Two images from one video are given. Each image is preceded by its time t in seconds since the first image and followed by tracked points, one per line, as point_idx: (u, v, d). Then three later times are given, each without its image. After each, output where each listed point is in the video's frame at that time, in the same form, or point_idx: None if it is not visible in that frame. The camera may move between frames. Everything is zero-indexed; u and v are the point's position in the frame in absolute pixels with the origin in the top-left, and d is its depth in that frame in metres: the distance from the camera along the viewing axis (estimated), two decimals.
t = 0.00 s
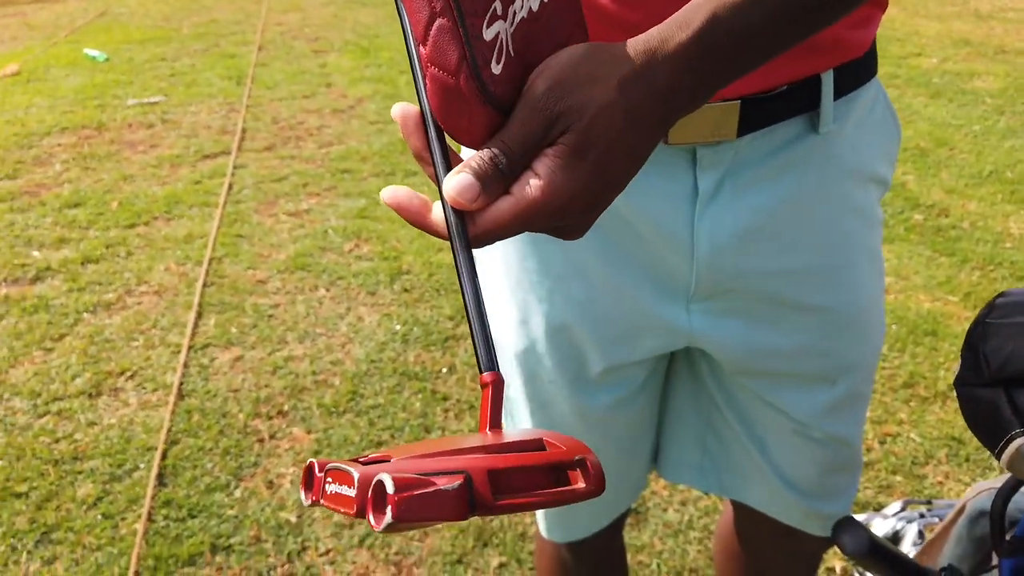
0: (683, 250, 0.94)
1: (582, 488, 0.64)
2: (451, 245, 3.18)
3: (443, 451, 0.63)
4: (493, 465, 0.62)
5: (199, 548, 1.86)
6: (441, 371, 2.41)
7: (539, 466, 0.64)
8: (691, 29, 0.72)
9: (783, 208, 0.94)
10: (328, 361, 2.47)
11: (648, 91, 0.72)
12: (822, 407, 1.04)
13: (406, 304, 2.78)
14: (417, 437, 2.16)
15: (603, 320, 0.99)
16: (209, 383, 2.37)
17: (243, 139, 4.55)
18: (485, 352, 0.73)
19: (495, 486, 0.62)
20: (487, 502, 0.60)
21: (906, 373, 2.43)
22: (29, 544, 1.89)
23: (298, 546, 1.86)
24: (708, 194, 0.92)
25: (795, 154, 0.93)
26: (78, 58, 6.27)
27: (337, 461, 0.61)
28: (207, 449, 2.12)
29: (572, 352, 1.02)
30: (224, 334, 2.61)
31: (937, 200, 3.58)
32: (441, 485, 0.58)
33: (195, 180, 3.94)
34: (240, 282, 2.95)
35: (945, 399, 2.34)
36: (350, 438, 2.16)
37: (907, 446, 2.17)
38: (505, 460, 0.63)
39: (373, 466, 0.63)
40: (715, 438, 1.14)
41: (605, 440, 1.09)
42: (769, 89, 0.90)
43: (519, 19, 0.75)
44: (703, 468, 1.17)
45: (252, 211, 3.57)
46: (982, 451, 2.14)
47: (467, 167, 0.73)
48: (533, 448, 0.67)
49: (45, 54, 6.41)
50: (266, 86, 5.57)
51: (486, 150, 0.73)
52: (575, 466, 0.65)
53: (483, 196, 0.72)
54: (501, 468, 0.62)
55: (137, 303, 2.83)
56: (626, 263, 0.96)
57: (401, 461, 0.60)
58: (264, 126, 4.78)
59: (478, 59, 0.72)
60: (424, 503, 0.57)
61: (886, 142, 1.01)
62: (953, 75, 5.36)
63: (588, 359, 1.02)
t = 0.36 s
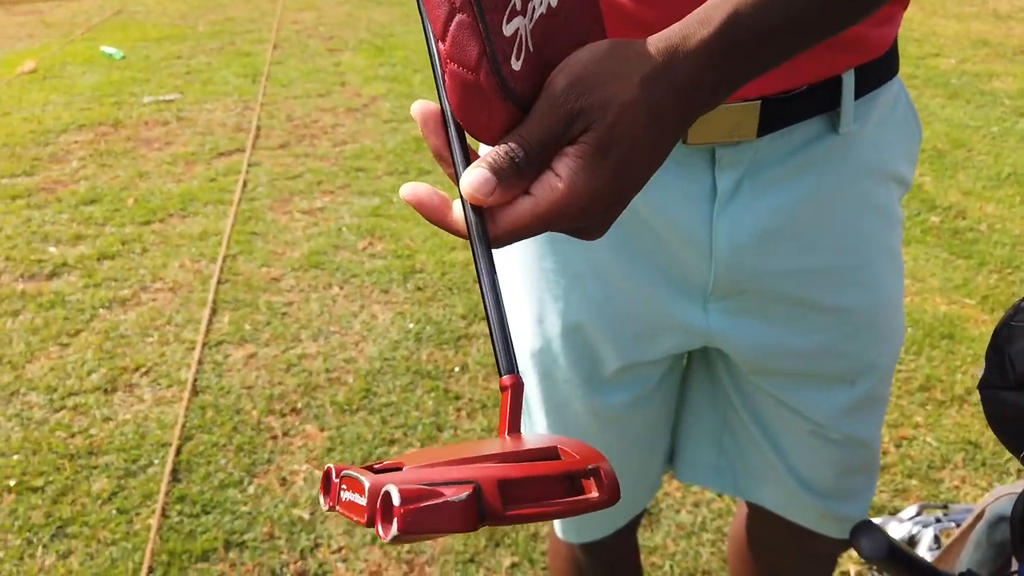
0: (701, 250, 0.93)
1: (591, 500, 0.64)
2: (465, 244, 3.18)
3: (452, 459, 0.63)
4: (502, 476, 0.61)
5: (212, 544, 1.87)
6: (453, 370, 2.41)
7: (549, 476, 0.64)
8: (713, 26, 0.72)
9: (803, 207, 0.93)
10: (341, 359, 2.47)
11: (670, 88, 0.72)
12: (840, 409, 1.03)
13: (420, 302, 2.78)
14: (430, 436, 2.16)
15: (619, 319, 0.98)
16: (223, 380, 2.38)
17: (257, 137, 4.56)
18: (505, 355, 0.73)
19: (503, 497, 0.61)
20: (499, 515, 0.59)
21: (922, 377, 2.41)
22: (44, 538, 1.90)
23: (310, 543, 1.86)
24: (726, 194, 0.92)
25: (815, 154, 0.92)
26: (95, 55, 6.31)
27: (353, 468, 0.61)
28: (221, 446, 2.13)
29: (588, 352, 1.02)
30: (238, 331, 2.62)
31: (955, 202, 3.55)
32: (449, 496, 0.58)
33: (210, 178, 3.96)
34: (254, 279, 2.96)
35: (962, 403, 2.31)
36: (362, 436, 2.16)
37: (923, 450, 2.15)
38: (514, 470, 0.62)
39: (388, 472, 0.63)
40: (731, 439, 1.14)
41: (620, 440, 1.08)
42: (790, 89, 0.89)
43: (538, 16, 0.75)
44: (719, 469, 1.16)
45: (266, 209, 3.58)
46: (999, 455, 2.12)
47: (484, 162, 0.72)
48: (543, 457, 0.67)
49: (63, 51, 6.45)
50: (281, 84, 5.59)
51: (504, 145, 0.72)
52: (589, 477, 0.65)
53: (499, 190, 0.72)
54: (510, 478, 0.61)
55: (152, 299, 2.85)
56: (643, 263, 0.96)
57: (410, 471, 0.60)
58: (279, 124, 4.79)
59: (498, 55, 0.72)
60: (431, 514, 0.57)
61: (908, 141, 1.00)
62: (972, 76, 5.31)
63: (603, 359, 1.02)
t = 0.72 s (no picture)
0: (721, 244, 0.93)
1: (632, 492, 0.63)
2: (478, 242, 3.17)
3: (488, 453, 0.62)
4: (540, 469, 0.61)
5: (227, 538, 1.87)
6: (467, 367, 2.41)
7: (588, 468, 0.63)
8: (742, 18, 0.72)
9: (824, 201, 0.92)
10: (355, 355, 2.48)
11: (697, 79, 0.71)
12: (860, 405, 1.02)
13: (433, 300, 2.78)
14: (443, 433, 2.16)
15: (638, 313, 0.98)
16: (237, 375, 2.39)
17: (272, 134, 4.58)
18: (538, 348, 0.72)
19: (542, 489, 0.61)
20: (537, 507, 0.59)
21: (939, 378, 2.39)
22: (61, 529, 1.91)
23: (324, 538, 1.87)
24: (746, 187, 0.91)
25: (836, 148, 0.91)
26: (112, 53, 6.35)
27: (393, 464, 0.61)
28: (235, 440, 2.14)
29: (605, 347, 1.02)
30: (253, 327, 2.63)
31: (972, 204, 3.52)
32: (487, 488, 0.58)
33: (225, 175, 3.98)
34: (269, 275, 2.97)
35: (979, 405, 2.29)
36: (376, 432, 2.16)
37: (939, 452, 2.13)
38: (552, 463, 0.62)
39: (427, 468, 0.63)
40: (748, 435, 1.13)
41: (637, 435, 1.08)
42: (813, 82, 0.88)
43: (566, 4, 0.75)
44: (736, 466, 1.16)
45: (281, 206, 3.60)
46: (1017, 458, 2.10)
47: (510, 146, 0.72)
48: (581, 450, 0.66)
49: (81, 49, 6.50)
50: (295, 83, 5.61)
51: (531, 130, 0.73)
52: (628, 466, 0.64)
53: (524, 175, 0.72)
54: (548, 471, 0.61)
55: (168, 295, 2.86)
56: (662, 256, 0.95)
57: (448, 463, 0.60)
58: (293, 122, 4.81)
59: (527, 39, 0.73)
60: (470, 505, 0.57)
61: (930, 135, 0.99)
62: (990, 77, 5.26)
63: (621, 353, 1.01)
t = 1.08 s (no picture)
0: (730, 237, 0.94)
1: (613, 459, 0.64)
2: (490, 241, 3.19)
3: (479, 424, 0.65)
4: (520, 436, 0.63)
5: (240, 531, 1.90)
6: (477, 365, 2.42)
7: (575, 436, 0.65)
8: None
9: (833, 195, 0.93)
10: (367, 351, 2.50)
11: (705, 55, 0.73)
12: (868, 400, 1.03)
13: (444, 297, 2.80)
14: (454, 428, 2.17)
15: (647, 305, 1.00)
16: (251, 371, 2.42)
17: (286, 134, 4.61)
18: (552, 323, 0.75)
19: (529, 457, 0.62)
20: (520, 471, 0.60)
21: (949, 378, 2.39)
22: (76, 521, 1.94)
23: (336, 531, 1.89)
24: (755, 181, 0.93)
25: (846, 141, 0.92)
26: (129, 53, 6.41)
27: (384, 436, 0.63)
28: (249, 434, 2.17)
29: (614, 339, 1.03)
30: (267, 323, 2.66)
31: (984, 205, 3.50)
32: (468, 454, 0.60)
33: (240, 173, 4.01)
34: (283, 273, 3.00)
35: (990, 405, 2.29)
36: (388, 428, 2.18)
37: (950, 452, 2.13)
38: (536, 430, 0.64)
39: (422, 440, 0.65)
40: (757, 428, 1.14)
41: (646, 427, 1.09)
42: (823, 76, 0.89)
43: None
44: (745, 460, 1.17)
45: (295, 204, 3.63)
46: None
47: (520, 123, 0.72)
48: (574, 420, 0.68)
49: (98, 49, 6.57)
50: (310, 83, 5.65)
51: (541, 105, 0.73)
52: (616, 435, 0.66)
53: (536, 152, 0.72)
54: (530, 438, 0.63)
55: (183, 291, 2.90)
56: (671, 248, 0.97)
57: (435, 434, 0.62)
58: (307, 122, 4.85)
59: (540, 12, 0.74)
60: (452, 470, 0.59)
61: (940, 133, 1.00)
62: (1002, 79, 5.24)
63: (630, 345, 1.03)
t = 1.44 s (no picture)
0: (737, 234, 0.96)
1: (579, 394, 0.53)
2: (498, 240, 3.21)
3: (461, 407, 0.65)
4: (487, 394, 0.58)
5: (251, 525, 1.92)
6: (486, 363, 2.44)
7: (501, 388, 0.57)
8: None
9: (841, 193, 0.94)
10: (376, 349, 2.52)
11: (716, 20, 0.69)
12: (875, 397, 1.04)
13: (453, 296, 2.82)
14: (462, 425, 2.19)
15: (655, 302, 1.01)
16: (262, 367, 2.44)
17: (297, 134, 4.64)
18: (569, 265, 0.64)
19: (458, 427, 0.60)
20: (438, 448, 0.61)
21: (957, 379, 2.39)
22: (89, 514, 1.96)
23: (345, 527, 1.91)
24: (763, 179, 0.94)
25: (854, 140, 0.93)
26: (142, 53, 6.47)
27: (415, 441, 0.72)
28: (259, 430, 2.19)
29: (622, 335, 1.04)
30: (277, 320, 2.68)
31: (993, 206, 3.49)
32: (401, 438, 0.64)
33: (251, 172, 4.04)
34: (293, 271, 3.02)
35: (998, 406, 2.28)
36: (397, 424, 2.20)
37: (957, 452, 2.13)
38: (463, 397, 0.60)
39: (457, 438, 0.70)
40: (765, 426, 1.15)
41: (654, 423, 1.10)
42: (831, 74, 0.90)
43: None
44: (753, 457, 1.18)
45: (306, 203, 3.66)
46: None
47: (525, 78, 0.71)
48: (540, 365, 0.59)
49: (112, 49, 6.63)
50: (320, 83, 5.68)
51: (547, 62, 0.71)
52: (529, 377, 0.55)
53: (537, 106, 0.70)
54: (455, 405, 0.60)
55: (195, 289, 2.92)
56: (679, 245, 0.98)
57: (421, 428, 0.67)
58: (318, 122, 4.88)
59: None
60: (394, 454, 0.65)
61: (949, 133, 1.00)
62: (1012, 81, 5.23)
63: (638, 342, 1.04)
